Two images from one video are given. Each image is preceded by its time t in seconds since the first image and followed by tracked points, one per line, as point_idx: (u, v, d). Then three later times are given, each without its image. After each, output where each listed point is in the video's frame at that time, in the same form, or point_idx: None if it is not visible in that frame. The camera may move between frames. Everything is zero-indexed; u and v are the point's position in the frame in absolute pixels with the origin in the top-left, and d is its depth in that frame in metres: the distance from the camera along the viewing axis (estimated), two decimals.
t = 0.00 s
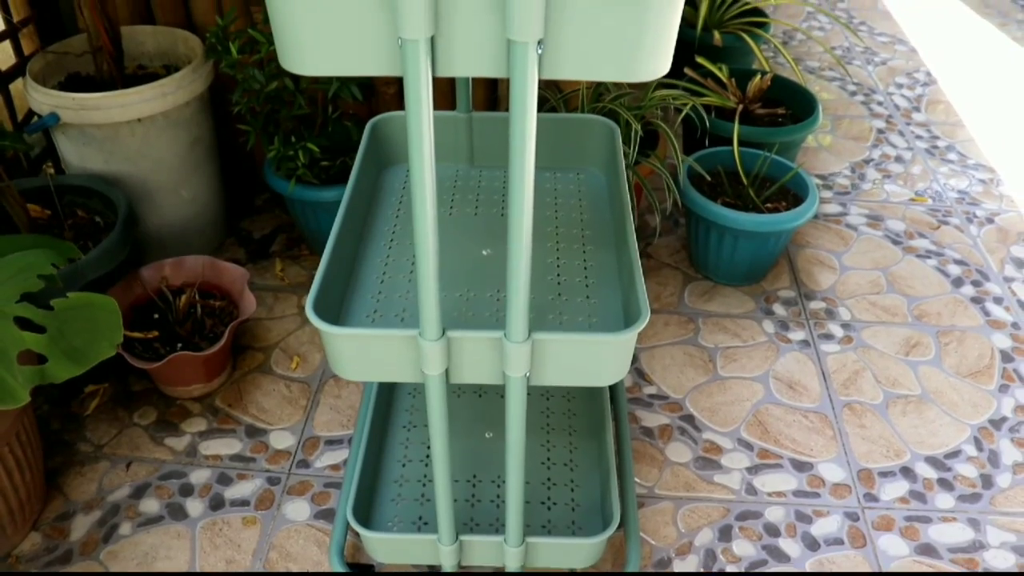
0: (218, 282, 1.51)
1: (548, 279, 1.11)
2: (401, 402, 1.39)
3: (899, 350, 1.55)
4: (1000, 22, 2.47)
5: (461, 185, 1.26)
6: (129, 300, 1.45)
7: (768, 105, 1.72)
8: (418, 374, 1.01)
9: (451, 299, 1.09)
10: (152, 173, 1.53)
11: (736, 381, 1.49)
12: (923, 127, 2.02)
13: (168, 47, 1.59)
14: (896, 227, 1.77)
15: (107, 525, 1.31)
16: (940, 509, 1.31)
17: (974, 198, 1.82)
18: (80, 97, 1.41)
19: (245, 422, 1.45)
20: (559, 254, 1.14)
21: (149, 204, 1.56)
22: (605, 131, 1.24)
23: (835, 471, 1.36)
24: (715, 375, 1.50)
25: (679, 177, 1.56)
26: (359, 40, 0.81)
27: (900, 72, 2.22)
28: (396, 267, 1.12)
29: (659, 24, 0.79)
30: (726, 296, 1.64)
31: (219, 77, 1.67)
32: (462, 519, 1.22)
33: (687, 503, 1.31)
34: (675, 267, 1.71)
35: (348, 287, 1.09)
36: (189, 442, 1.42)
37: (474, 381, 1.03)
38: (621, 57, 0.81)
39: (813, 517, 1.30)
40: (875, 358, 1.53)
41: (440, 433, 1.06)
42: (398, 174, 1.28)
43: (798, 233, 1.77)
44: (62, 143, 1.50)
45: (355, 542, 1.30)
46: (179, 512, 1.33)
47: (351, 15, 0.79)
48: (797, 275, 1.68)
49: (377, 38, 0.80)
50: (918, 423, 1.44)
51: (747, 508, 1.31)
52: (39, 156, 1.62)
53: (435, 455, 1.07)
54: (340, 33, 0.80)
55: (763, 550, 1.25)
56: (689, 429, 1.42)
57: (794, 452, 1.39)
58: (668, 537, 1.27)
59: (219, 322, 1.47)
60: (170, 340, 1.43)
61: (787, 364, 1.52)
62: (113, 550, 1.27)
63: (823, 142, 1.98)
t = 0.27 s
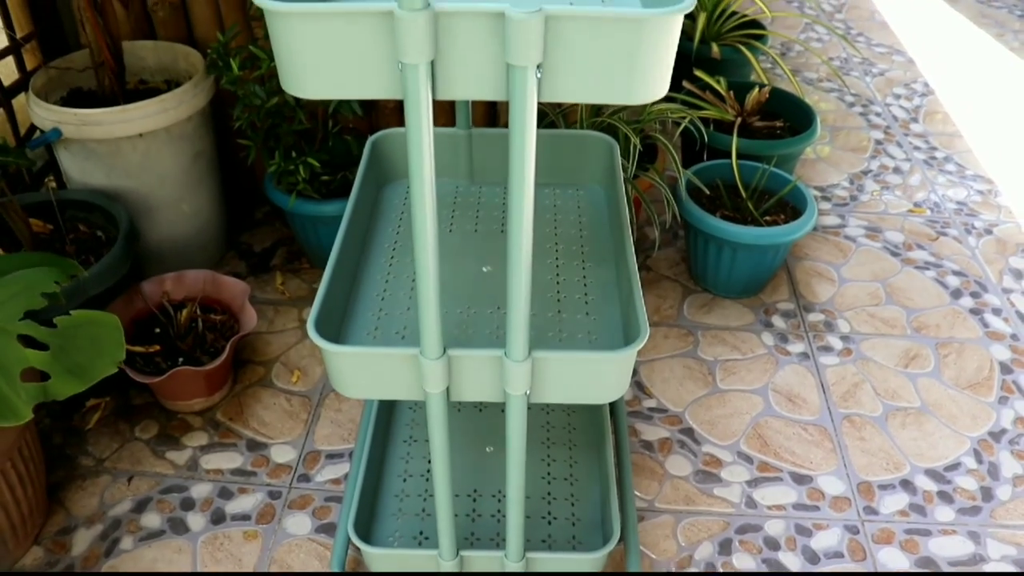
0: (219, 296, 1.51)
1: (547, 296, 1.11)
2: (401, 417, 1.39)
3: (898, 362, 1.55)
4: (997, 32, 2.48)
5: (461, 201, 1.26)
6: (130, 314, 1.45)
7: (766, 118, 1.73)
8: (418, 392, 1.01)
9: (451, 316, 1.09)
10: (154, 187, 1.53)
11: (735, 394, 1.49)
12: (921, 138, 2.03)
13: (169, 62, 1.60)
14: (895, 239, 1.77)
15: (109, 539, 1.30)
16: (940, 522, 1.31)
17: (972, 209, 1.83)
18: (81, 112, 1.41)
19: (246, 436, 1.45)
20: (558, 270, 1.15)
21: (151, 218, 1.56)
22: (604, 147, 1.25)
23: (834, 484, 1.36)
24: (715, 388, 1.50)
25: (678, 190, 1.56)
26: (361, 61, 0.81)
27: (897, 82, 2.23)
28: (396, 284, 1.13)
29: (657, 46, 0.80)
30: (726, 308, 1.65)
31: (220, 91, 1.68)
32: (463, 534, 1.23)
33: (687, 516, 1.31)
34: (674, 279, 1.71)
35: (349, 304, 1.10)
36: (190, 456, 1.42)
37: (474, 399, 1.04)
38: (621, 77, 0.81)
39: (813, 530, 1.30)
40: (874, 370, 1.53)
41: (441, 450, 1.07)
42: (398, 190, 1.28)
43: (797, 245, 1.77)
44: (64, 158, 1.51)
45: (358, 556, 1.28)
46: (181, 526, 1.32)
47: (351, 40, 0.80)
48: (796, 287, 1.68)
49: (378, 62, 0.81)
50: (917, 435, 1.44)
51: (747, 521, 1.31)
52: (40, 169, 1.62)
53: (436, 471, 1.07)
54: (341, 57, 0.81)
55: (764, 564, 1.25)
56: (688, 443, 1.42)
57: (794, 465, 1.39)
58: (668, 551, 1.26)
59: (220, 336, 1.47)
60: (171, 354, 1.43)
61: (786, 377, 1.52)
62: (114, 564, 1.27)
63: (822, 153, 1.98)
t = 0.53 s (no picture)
0: (223, 305, 1.52)
1: (551, 308, 1.12)
2: (404, 427, 1.40)
3: (901, 375, 1.55)
4: (1001, 45, 2.48)
5: (465, 213, 1.27)
6: (134, 322, 1.46)
7: (770, 130, 1.74)
8: (422, 404, 1.02)
9: (455, 327, 1.10)
10: (159, 195, 1.54)
11: (737, 405, 1.49)
12: (924, 150, 2.03)
13: (175, 70, 1.61)
14: (898, 251, 1.77)
15: (111, 547, 1.30)
16: (941, 535, 1.30)
17: (975, 221, 1.83)
18: (87, 120, 1.42)
19: (249, 444, 1.45)
20: (562, 282, 1.15)
21: (156, 226, 1.57)
22: (608, 159, 1.26)
23: (836, 497, 1.36)
24: (717, 400, 1.50)
25: (682, 202, 1.57)
26: (368, 76, 0.82)
27: (901, 94, 2.23)
28: (400, 295, 1.13)
29: (662, 62, 0.80)
30: (728, 319, 1.65)
31: (226, 101, 1.69)
32: (465, 544, 1.23)
33: (689, 528, 1.31)
34: (677, 290, 1.71)
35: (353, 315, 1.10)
36: (193, 464, 1.42)
37: (478, 411, 1.04)
38: (627, 95, 0.82)
39: (815, 543, 1.29)
40: (876, 383, 1.53)
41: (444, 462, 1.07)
42: (403, 201, 1.29)
43: (800, 257, 1.77)
44: (70, 165, 1.51)
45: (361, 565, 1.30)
46: (183, 535, 1.32)
47: (358, 55, 0.80)
48: (798, 299, 1.68)
49: (385, 78, 0.82)
50: (919, 448, 1.43)
51: (748, 533, 1.30)
52: (46, 177, 1.64)
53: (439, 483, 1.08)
54: (348, 73, 0.81)
55: None
56: (690, 454, 1.42)
57: (795, 477, 1.39)
58: (669, 562, 1.26)
59: (223, 344, 1.48)
60: (175, 362, 1.43)
61: (788, 389, 1.52)
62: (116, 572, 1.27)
63: (825, 165, 1.99)
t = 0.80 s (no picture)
0: (225, 317, 1.53)
1: (552, 325, 1.12)
2: (405, 442, 1.40)
3: (901, 390, 1.54)
4: (1001, 58, 2.49)
5: (467, 229, 1.27)
6: (137, 334, 1.46)
7: (771, 145, 1.74)
8: (423, 421, 1.02)
9: (456, 344, 1.10)
10: (162, 207, 1.55)
11: (738, 420, 1.49)
12: (925, 164, 2.04)
13: (179, 83, 1.62)
14: (898, 265, 1.78)
15: (111, 559, 1.30)
16: (942, 551, 1.29)
17: (975, 236, 1.84)
18: (92, 133, 1.43)
19: (250, 456, 1.45)
20: (563, 300, 1.16)
21: (159, 238, 1.57)
22: (609, 176, 1.26)
23: (836, 512, 1.35)
24: (717, 415, 1.50)
25: (683, 217, 1.57)
26: (371, 98, 0.82)
27: (902, 108, 2.24)
28: (402, 312, 1.14)
29: (664, 86, 0.80)
30: (729, 334, 1.65)
31: (229, 114, 1.70)
32: (465, 560, 1.23)
33: (689, 543, 1.30)
34: (678, 304, 1.72)
35: (354, 332, 1.10)
36: (194, 476, 1.42)
37: (479, 428, 1.04)
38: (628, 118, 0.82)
39: (815, 559, 1.28)
40: (877, 398, 1.53)
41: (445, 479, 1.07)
42: (405, 217, 1.29)
43: (801, 272, 1.78)
44: (74, 177, 1.52)
45: None
46: (183, 547, 1.31)
47: (361, 79, 0.81)
48: (799, 313, 1.69)
49: (388, 100, 0.82)
50: (919, 463, 1.43)
51: (748, 549, 1.29)
52: (51, 188, 1.65)
53: (439, 499, 1.08)
54: (352, 96, 0.82)
55: None
56: (690, 469, 1.41)
57: (795, 493, 1.38)
58: None
59: (225, 357, 1.48)
60: (177, 374, 1.44)
61: (788, 404, 1.52)
62: None
63: (826, 179, 1.99)
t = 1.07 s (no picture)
0: (227, 332, 1.53)
1: (553, 340, 1.12)
2: (407, 457, 1.40)
3: (902, 401, 1.54)
4: (999, 68, 2.50)
5: (468, 244, 1.28)
6: (139, 350, 1.47)
7: (771, 157, 1.75)
8: (425, 438, 1.02)
9: (458, 361, 1.10)
10: (164, 222, 1.55)
11: (739, 433, 1.49)
12: (924, 175, 2.04)
13: (181, 99, 1.63)
14: (898, 276, 1.78)
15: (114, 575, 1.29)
16: (944, 563, 1.29)
17: (975, 246, 1.84)
18: (95, 149, 1.43)
19: (252, 471, 1.45)
20: (564, 315, 1.16)
21: (161, 253, 1.58)
22: (609, 192, 1.27)
23: (837, 525, 1.35)
24: (719, 428, 1.50)
25: (683, 230, 1.58)
26: (373, 119, 0.82)
27: (901, 118, 2.24)
28: (404, 329, 1.14)
29: (663, 108, 0.81)
30: (730, 346, 1.65)
31: (230, 129, 1.71)
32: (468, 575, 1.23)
33: (691, 556, 1.30)
34: (679, 317, 1.72)
35: (357, 349, 1.11)
36: (197, 491, 1.42)
37: (481, 445, 1.04)
38: (628, 139, 0.82)
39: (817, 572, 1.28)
40: (878, 410, 1.53)
41: (447, 496, 1.07)
42: (406, 233, 1.30)
43: (801, 283, 1.78)
44: (76, 193, 1.53)
45: None
46: (186, 563, 1.31)
47: (363, 102, 0.81)
48: (800, 325, 1.69)
49: (389, 122, 0.83)
50: (921, 475, 1.42)
51: (750, 562, 1.29)
52: (53, 204, 1.66)
53: (442, 515, 1.08)
54: (353, 118, 0.82)
55: None
56: (692, 482, 1.41)
57: (797, 505, 1.38)
58: None
59: (228, 372, 1.49)
60: (179, 390, 1.44)
61: (790, 416, 1.52)
62: None
63: (826, 190, 2.00)
